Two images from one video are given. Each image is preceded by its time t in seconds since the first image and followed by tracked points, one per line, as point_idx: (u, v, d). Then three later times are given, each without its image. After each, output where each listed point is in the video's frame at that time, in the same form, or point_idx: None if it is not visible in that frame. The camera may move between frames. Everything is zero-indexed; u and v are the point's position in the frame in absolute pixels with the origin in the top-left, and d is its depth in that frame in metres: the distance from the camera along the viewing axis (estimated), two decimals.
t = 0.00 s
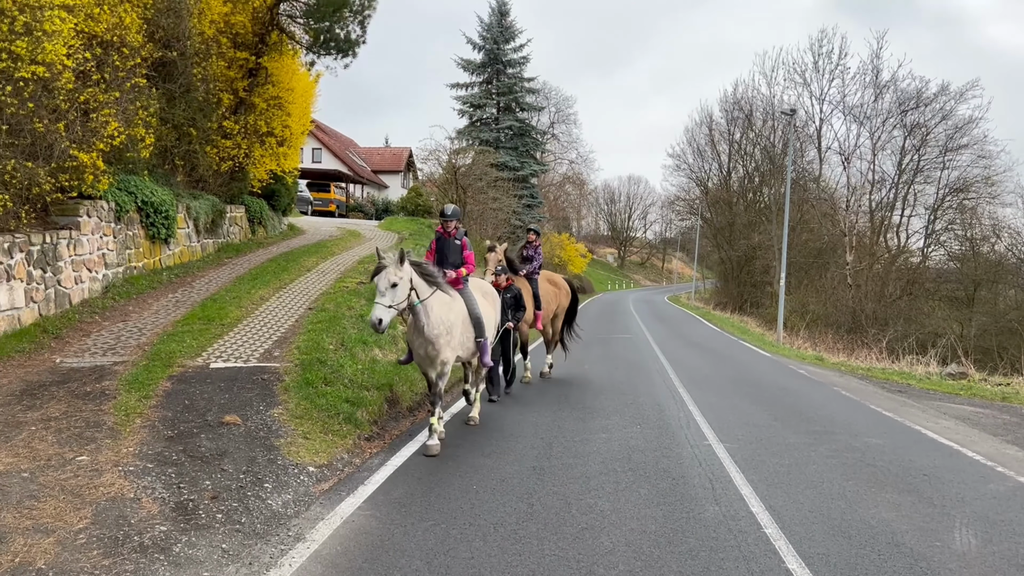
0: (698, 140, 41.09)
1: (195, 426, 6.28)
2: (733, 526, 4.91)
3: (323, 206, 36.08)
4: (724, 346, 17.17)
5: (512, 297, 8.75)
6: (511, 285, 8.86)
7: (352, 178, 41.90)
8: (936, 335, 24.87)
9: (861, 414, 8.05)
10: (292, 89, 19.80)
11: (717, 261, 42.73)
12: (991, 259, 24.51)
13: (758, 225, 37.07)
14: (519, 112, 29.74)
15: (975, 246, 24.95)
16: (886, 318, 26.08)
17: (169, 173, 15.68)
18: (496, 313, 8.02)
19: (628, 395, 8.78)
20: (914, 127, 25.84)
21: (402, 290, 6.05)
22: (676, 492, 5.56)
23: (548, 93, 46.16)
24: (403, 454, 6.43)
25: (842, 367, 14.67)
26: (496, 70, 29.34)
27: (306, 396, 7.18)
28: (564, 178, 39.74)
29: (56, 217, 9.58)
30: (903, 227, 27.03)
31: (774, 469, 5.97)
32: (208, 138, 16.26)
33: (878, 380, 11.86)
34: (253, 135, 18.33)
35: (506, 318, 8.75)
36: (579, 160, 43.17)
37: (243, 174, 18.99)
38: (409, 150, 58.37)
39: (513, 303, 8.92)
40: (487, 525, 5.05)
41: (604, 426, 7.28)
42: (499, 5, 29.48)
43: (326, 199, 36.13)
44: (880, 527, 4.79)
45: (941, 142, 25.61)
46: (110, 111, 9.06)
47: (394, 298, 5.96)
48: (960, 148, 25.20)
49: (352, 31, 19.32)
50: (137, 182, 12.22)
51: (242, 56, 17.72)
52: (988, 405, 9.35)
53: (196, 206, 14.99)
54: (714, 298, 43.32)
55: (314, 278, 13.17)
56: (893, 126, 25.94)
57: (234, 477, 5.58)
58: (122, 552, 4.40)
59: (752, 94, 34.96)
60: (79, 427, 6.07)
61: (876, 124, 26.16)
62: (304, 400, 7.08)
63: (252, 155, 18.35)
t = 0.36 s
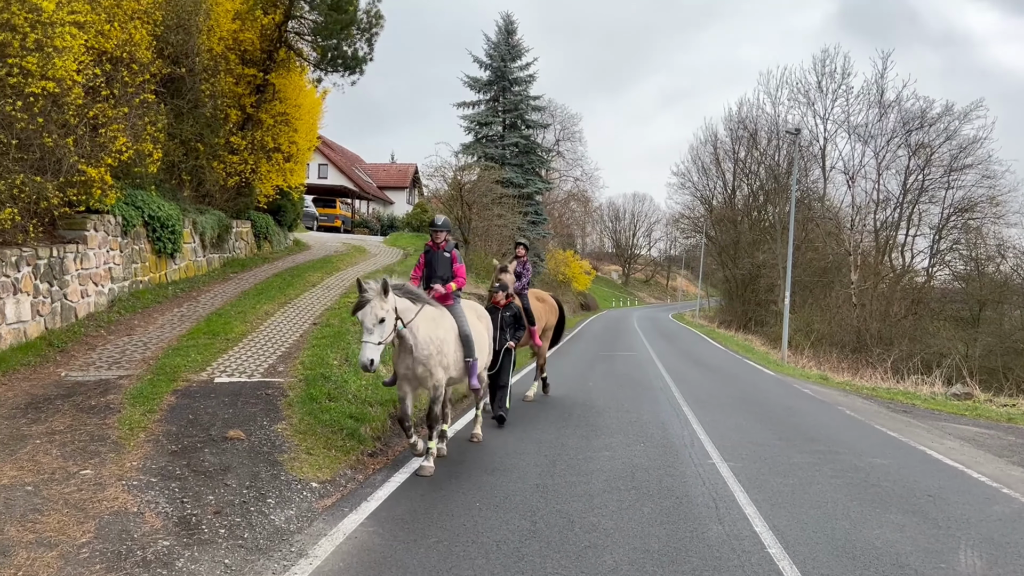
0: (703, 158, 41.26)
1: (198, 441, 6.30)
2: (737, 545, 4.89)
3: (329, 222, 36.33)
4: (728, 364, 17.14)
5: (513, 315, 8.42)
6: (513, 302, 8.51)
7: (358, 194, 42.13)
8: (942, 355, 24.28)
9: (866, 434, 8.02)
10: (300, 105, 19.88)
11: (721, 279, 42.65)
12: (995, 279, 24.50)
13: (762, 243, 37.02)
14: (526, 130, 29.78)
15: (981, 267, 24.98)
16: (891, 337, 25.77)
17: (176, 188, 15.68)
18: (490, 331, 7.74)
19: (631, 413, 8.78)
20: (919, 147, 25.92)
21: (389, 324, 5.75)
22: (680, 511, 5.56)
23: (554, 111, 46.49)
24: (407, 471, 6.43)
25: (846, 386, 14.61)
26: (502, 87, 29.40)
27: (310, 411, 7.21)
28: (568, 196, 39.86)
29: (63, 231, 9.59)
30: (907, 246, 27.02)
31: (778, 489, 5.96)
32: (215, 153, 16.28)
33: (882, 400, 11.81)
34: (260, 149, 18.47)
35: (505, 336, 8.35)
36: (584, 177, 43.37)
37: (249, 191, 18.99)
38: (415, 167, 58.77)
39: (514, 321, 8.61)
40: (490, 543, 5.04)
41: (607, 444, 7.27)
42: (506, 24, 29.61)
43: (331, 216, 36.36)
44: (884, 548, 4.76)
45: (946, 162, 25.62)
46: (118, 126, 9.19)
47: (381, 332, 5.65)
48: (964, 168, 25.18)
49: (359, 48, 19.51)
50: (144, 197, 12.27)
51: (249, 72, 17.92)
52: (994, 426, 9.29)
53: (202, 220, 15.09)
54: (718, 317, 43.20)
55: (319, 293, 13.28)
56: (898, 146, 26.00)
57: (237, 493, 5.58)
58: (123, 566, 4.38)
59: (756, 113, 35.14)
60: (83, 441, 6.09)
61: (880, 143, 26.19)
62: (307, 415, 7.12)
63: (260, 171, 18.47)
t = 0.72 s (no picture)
0: (705, 169, 41.36)
1: (201, 450, 6.31)
2: (740, 557, 4.88)
3: (332, 231, 36.46)
4: (731, 375, 17.10)
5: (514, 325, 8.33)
6: (514, 310, 8.39)
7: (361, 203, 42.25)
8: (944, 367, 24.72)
9: (868, 445, 8.01)
10: (305, 115, 19.99)
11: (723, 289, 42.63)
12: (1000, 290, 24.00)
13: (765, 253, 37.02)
14: (529, 140, 29.85)
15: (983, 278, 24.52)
16: (894, 348, 26.09)
17: (179, 198, 15.72)
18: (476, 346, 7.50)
19: (634, 423, 8.78)
20: (921, 158, 25.91)
21: (373, 324, 5.45)
22: (682, 522, 5.57)
23: (557, 120, 46.65)
24: (409, 482, 6.43)
25: (849, 397, 14.55)
26: (506, 98, 29.42)
27: (312, 421, 7.25)
28: (571, 205, 39.95)
29: (68, 240, 9.62)
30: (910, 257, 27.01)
31: (781, 500, 5.95)
32: (220, 163, 16.39)
33: (884, 411, 11.78)
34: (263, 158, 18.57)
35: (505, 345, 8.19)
36: (587, 188, 43.57)
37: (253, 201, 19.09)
38: (418, 177, 58.98)
39: (514, 331, 8.46)
40: (492, 553, 5.04)
41: (609, 454, 7.27)
42: (509, 35, 29.76)
43: (335, 225, 36.52)
44: (887, 560, 4.75)
45: (948, 173, 25.61)
46: (124, 137, 9.20)
47: (365, 333, 5.36)
48: (967, 179, 25.15)
49: (363, 59, 19.80)
50: (148, 207, 12.32)
51: (254, 83, 18.13)
52: (998, 438, 9.25)
53: (206, 230, 15.16)
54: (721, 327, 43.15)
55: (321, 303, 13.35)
56: (900, 157, 26.00)
57: (240, 502, 5.59)
58: None
59: (759, 124, 35.20)
60: (86, 450, 6.09)
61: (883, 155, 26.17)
62: (310, 425, 7.15)
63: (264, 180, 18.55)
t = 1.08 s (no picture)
0: (715, 169, 41.33)
1: (213, 451, 6.36)
2: (750, 559, 4.89)
3: (341, 232, 36.65)
4: (740, 376, 17.08)
5: (516, 330, 8.10)
6: (516, 315, 8.21)
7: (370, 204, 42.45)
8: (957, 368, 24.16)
9: (879, 447, 7.99)
10: (314, 118, 19.90)
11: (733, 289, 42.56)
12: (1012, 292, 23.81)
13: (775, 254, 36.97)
14: (537, 140, 29.82)
15: (996, 279, 24.46)
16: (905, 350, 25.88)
17: (190, 200, 15.68)
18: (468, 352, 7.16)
19: (643, 425, 8.78)
20: (932, 158, 25.77)
21: (348, 325, 5.12)
22: (693, 524, 5.58)
23: (566, 121, 46.66)
24: (419, 484, 6.48)
25: (861, 399, 14.43)
26: (514, 98, 29.28)
27: (322, 422, 7.32)
28: (580, 206, 40.01)
29: (79, 243, 9.70)
30: (921, 258, 26.79)
31: (791, 502, 5.95)
32: (230, 165, 16.43)
33: (894, 413, 11.75)
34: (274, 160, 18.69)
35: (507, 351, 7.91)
36: (596, 188, 43.65)
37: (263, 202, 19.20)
38: (427, 177, 59.15)
39: (517, 338, 8.20)
40: (502, 555, 5.07)
41: (619, 456, 7.30)
42: (518, 35, 29.69)
43: (344, 226, 36.70)
44: (898, 562, 4.75)
45: (959, 173, 25.44)
46: (134, 138, 9.32)
47: (339, 336, 5.01)
48: (978, 179, 24.98)
49: (373, 61, 19.93)
50: (159, 209, 12.40)
51: (264, 84, 18.24)
52: (1010, 440, 9.20)
53: (217, 231, 15.26)
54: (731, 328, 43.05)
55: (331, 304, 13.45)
56: (911, 157, 25.85)
57: (251, 503, 5.63)
58: None
59: (769, 124, 35.08)
60: (99, 452, 6.13)
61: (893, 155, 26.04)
62: (320, 427, 7.22)
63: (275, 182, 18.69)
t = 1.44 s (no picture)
0: (737, 164, 41.15)
1: (237, 447, 6.44)
2: (774, 556, 4.87)
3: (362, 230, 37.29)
4: (762, 372, 16.99)
5: (534, 329, 7.65)
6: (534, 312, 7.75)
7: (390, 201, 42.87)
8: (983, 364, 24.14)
9: (904, 444, 7.91)
10: (336, 116, 20.05)
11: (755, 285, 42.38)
12: None
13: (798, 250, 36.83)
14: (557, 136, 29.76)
15: None
16: (929, 345, 25.75)
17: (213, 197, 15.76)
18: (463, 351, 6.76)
19: (664, 421, 8.76)
20: (958, 152, 25.40)
21: (315, 332, 4.77)
22: (715, 521, 5.58)
23: (586, 117, 46.63)
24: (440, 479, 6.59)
25: (884, 396, 14.27)
26: (534, 95, 29.40)
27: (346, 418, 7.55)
28: (600, 202, 40.09)
29: (105, 240, 9.84)
30: (946, 253, 26.26)
31: (815, 499, 5.93)
32: (253, 163, 16.61)
33: (919, 409, 11.64)
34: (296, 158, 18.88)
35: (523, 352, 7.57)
36: (616, 183, 43.74)
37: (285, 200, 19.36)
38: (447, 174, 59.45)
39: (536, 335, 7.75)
40: (525, 551, 5.09)
41: (641, 452, 7.31)
42: (537, 32, 29.61)
43: (365, 224, 37.37)
44: (924, 560, 4.72)
45: (986, 166, 25.02)
46: (158, 137, 9.42)
47: (305, 346, 4.67)
48: (1005, 173, 24.54)
49: (394, 59, 20.25)
50: (183, 207, 12.51)
51: (286, 83, 18.39)
52: None
53: (240, 229, 15.45)
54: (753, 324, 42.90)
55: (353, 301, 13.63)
56: (935, 151, 25.47)
57: (275, 498, 5.69)
58: (168, 570, 4.46)
59: (791, 118, 34.80)
60: (126, 447, 6.22)
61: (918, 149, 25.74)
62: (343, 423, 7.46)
63: (296, 180, 18.87)
